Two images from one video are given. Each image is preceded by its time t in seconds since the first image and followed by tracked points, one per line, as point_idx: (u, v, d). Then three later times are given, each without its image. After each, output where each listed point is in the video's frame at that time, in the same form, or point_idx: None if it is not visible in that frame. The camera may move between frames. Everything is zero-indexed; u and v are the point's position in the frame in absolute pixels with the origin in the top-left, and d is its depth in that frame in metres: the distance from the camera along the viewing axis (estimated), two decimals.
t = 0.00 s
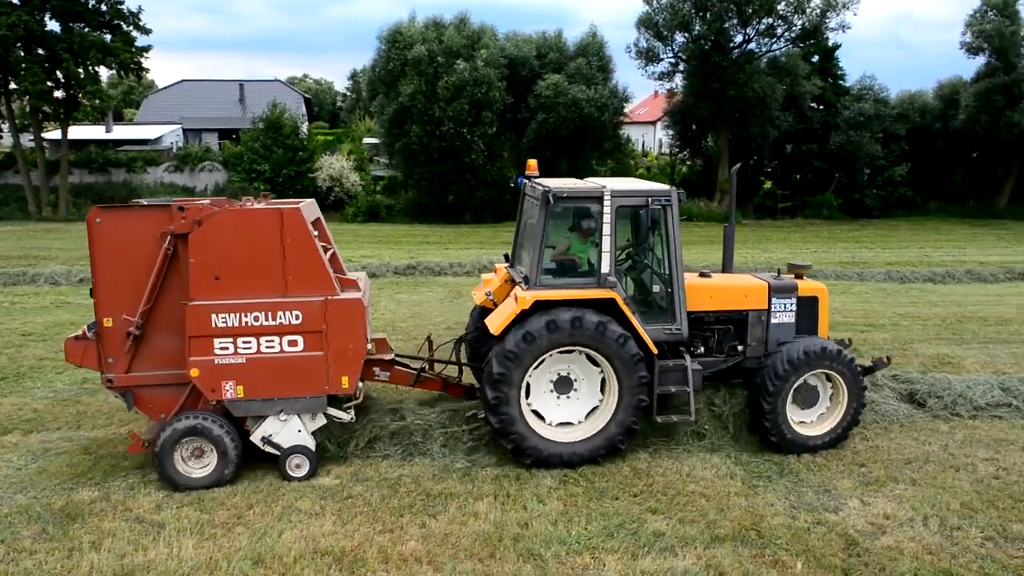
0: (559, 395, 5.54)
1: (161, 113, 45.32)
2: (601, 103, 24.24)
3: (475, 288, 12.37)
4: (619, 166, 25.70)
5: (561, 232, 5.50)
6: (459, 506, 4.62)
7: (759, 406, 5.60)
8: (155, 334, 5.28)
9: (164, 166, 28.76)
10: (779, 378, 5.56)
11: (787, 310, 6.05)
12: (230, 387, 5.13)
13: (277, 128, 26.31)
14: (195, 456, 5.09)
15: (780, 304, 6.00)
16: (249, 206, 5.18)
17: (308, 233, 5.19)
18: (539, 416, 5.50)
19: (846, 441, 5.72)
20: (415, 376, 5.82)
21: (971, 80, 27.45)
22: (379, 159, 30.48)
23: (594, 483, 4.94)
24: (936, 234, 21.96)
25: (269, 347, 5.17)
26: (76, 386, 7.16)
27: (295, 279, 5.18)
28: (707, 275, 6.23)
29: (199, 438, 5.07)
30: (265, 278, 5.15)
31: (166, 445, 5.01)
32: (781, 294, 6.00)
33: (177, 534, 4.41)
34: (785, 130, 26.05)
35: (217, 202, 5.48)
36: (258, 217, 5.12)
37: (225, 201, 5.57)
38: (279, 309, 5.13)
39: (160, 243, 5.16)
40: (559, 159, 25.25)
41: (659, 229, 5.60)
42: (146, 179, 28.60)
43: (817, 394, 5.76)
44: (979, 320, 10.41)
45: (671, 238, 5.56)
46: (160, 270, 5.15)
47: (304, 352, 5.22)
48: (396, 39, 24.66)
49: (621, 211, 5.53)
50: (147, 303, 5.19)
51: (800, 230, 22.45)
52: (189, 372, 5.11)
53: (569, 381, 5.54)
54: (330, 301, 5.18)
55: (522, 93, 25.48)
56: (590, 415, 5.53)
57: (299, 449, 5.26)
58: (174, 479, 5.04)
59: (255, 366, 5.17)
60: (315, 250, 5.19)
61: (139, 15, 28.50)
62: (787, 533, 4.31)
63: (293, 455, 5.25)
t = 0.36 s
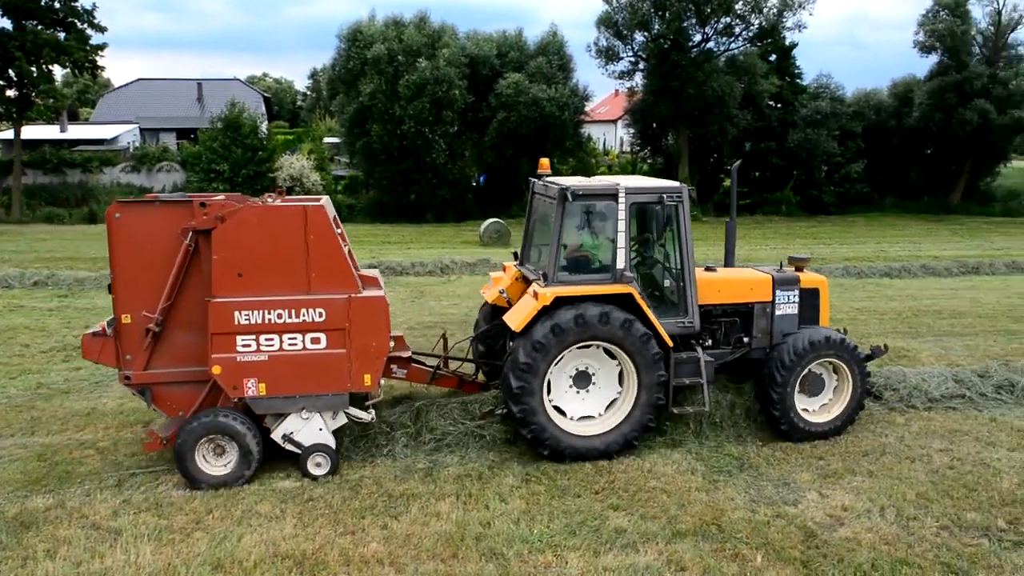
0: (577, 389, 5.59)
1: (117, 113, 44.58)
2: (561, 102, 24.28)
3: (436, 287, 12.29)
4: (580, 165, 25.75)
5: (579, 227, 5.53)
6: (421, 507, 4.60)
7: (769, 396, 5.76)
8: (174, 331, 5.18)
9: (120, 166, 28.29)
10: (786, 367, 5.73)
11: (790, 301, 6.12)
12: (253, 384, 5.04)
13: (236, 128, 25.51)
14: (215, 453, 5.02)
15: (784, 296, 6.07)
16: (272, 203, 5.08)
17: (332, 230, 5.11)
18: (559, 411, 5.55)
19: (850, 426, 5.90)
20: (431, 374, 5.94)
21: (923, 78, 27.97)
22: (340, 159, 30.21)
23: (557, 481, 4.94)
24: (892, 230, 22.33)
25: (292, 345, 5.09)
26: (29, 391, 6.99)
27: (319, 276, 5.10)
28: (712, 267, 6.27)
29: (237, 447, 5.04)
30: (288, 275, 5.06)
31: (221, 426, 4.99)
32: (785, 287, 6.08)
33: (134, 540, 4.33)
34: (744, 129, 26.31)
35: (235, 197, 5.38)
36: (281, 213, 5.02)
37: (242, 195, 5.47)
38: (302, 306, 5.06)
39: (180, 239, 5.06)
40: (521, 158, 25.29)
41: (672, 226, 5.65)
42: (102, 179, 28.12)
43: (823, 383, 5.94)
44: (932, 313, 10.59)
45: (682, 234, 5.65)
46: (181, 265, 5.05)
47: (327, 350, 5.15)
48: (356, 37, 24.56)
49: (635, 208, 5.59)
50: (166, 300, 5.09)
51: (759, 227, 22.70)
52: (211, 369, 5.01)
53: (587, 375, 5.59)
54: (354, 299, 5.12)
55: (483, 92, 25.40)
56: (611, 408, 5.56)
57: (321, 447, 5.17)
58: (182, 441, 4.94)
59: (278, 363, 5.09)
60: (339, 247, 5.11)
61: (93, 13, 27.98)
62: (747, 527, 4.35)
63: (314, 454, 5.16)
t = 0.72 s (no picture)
0: (594, 386, 5.65)
1: (74, 114, 43.84)
2: (525, 102, 24.28)
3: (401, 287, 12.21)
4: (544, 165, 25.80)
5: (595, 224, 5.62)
6: (383, 509, 4.57)
7: (776, 389, 5.96)
8: (197, 330, 5.19)
9: (78, 168, 27.84)
10: (791, 362, 5.93)
11: (793, 295, 6.29)
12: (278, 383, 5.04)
13: (196, 129, 25.18)
14: (238, 451, 5.04)
15: (787, 291, 6.24)
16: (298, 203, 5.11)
17: (358, 230, 5.14)
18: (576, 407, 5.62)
19: (855, 415, 6.13)
20: (447, 373, 6.02)
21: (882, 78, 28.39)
22: (303, 160, 29.90)
23: (519, 481, 4.93)
24: (851, 227, 22.67)
25: (318, 344, 5.11)
26: None
27: (344, 276, 5.13)
28: (715, 266, 6.39)
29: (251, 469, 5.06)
30: (314, 275, 5.08)
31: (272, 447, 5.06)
32: (787, 281, 6.24)
33: (90, 548, 4.25)
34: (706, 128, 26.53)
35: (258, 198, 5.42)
36: (308, 213, 5.05)
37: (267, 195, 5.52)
38: (327, 306, 5.08)
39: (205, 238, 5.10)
40: (484, 159, 25.35)
41: (683, 225, 5.76)
42: (59, 181, 27.64)
43: (826, 373, 6.15)
44: (891, 309, 10.76)
45: (692, 233, 5.76)
46: (205, 264, 5.08)
47: (352, 349, 5.17)
48: (318, 37, 24.29)
49: (649, 207, 5.68)
50: (190, 299, 5.11)
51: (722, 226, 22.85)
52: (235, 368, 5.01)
53: (604, 372, 5.65)
54: (379, 299, 5.15)
55: (446, 92, 25.24)
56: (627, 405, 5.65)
57: (344, 446, 5.19)
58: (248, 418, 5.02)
59: (303, 363, 5.10)
60: (365, 247, 5.14)
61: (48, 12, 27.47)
62: (708, 523, 4.38)
63: (337, 452, 5.18)
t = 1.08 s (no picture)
0: (602, 379, 5.80)
1: (20, 117, 42.84)
2: (481, 102, 24.26)
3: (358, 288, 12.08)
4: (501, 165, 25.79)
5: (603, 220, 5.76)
6: (340, 511, 4.54)
7: (777, 379, 6.17)
8: (213, 329, 5.19)
9: (25, 173, 27.24)
10: (789, 352, 6.15)
11: (786, 286, 6.57)
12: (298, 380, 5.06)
13: (146, 131, 24.70)
14: (257, 451, 5.02)
15: (780, 281, 6.52)
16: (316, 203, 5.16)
17: (376, 228, 5.21)
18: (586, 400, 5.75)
19: (848, 398, 6.41)
20: (456, 370, 6.07)
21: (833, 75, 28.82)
22: (257, 161, 29.50)
23: (478, 480, 4.92)
24: (804, 223, 23.01)
25: (337, 342, 5.13)
26: None
27: (362, 275, 5.17)
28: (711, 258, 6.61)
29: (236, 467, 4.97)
30: (332, 274, 5.12)
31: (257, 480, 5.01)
32: (781, 272, 6.52)
33: (40, 560, 4.16)
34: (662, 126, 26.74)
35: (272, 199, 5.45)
36: (328, 212, 5.09)
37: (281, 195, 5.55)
38: (346, 303, 5.12)
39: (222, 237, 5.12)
40: (441, 158, 25.27)
41: (680, 222, 5.95)
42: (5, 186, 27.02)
43: (821, 359, 6.42)
44: (844, 302, 10.93)
45: (690, 230, 5.96)
46: (222, 263, 5.09)
47: (370, 347, 5.19)
48: (270, 38, 23.99)
49: (650, 203, 5.84)
50: (207, 297, 5.11)
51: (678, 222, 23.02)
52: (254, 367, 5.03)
53: (611, 366, 5.80)
54: (397, 296, 5.19)
55: (402, 91, 25.06)
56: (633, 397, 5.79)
57: (363, 442, 5.19)
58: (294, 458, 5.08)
59: (323, 361, 5.12)
60: (382, 246, 5.19)
61: None
62: (665, 517, 4.42)
63: (356, 448, 5.19)
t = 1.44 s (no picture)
0: (604, 366, 5.94)
1: None
2: (436, 93, 24.15)
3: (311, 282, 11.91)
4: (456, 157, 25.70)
5: (605, 211, 5.90)
6: (290, 506, 4.49)
7: (769, 366, 6.41)
8: (226, 317, 5.24)
9: None
10: (781, 341, 6.37)
11: (775, 276, 6.75)
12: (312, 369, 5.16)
13: (93, 120, 23.71)
14: (272, 438, 5.06)
15: (771, 272, 6.70)
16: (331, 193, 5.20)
17: (390, 219, 5.28)
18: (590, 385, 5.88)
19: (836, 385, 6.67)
20: (461, 357, 6.24)
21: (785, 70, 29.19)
22: (208, 152, 28.97)
23: (430, 472, 4.91)
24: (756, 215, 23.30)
25: (350, 331, 5.24)
26: None
27: (375, 265, 5.25)
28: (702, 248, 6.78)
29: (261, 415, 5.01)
30: (346, 264, 5.19)
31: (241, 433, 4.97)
32: (771, 263, 6.70)
33: None
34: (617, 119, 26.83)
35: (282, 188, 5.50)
36: (341, 203, 5.15)
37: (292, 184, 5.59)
38: (360, 293, 5.21)
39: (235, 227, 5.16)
40: (396, 149, 25.08)
41: (678, 213, 6.13)
42: None
43: (810, 347, 6.67)
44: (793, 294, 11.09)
45: (688, 221, 6.14)
46: (235, 252, 5.14)
47: (382, 336, 5.31)
48: (221, 26, 23.50)
49: (651, 194, 6.00)
50: (221, 286, 5.16)
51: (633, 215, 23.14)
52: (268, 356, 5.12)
53: (613, 353, 5.96)
54: (410, 286, 5.30)
55: (355, 82, 24.79)
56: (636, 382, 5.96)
57: (376, 428, 5.31)
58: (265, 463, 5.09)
59: (336, 350, 5.22)
60: (395, 236, 5.27)
61: None
62: (617, 507, 4.44)
63: (369, 434, 5.29)
